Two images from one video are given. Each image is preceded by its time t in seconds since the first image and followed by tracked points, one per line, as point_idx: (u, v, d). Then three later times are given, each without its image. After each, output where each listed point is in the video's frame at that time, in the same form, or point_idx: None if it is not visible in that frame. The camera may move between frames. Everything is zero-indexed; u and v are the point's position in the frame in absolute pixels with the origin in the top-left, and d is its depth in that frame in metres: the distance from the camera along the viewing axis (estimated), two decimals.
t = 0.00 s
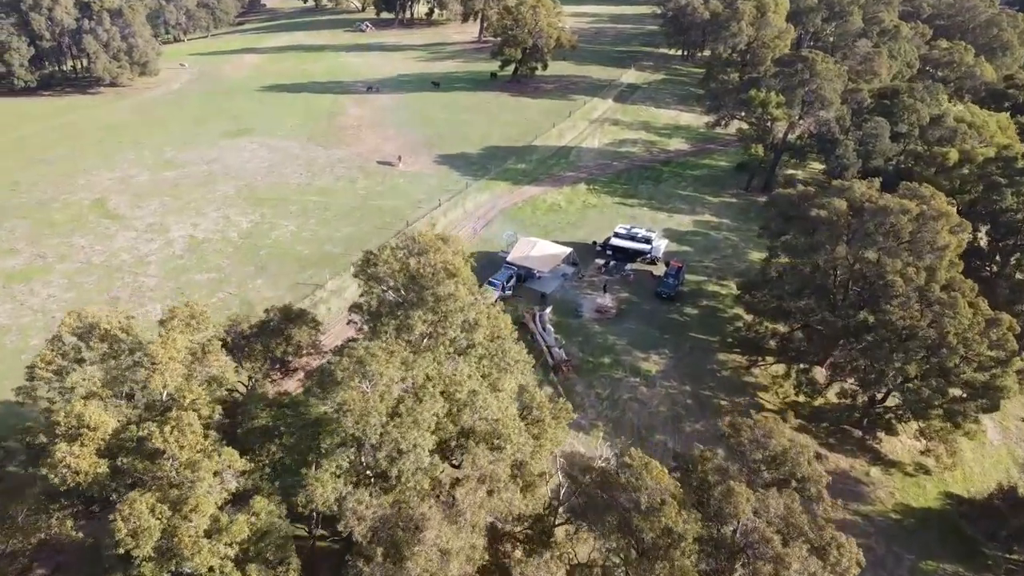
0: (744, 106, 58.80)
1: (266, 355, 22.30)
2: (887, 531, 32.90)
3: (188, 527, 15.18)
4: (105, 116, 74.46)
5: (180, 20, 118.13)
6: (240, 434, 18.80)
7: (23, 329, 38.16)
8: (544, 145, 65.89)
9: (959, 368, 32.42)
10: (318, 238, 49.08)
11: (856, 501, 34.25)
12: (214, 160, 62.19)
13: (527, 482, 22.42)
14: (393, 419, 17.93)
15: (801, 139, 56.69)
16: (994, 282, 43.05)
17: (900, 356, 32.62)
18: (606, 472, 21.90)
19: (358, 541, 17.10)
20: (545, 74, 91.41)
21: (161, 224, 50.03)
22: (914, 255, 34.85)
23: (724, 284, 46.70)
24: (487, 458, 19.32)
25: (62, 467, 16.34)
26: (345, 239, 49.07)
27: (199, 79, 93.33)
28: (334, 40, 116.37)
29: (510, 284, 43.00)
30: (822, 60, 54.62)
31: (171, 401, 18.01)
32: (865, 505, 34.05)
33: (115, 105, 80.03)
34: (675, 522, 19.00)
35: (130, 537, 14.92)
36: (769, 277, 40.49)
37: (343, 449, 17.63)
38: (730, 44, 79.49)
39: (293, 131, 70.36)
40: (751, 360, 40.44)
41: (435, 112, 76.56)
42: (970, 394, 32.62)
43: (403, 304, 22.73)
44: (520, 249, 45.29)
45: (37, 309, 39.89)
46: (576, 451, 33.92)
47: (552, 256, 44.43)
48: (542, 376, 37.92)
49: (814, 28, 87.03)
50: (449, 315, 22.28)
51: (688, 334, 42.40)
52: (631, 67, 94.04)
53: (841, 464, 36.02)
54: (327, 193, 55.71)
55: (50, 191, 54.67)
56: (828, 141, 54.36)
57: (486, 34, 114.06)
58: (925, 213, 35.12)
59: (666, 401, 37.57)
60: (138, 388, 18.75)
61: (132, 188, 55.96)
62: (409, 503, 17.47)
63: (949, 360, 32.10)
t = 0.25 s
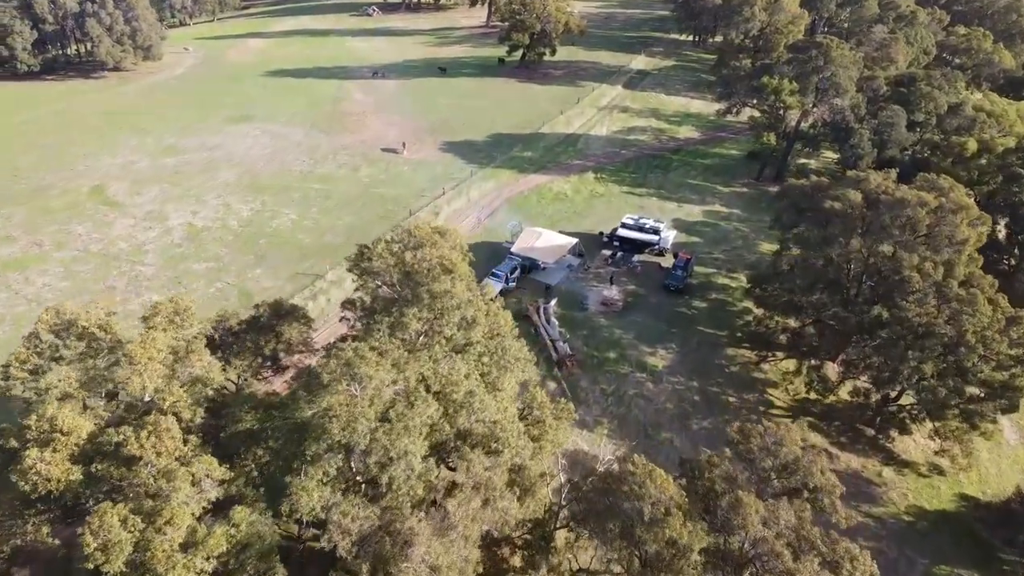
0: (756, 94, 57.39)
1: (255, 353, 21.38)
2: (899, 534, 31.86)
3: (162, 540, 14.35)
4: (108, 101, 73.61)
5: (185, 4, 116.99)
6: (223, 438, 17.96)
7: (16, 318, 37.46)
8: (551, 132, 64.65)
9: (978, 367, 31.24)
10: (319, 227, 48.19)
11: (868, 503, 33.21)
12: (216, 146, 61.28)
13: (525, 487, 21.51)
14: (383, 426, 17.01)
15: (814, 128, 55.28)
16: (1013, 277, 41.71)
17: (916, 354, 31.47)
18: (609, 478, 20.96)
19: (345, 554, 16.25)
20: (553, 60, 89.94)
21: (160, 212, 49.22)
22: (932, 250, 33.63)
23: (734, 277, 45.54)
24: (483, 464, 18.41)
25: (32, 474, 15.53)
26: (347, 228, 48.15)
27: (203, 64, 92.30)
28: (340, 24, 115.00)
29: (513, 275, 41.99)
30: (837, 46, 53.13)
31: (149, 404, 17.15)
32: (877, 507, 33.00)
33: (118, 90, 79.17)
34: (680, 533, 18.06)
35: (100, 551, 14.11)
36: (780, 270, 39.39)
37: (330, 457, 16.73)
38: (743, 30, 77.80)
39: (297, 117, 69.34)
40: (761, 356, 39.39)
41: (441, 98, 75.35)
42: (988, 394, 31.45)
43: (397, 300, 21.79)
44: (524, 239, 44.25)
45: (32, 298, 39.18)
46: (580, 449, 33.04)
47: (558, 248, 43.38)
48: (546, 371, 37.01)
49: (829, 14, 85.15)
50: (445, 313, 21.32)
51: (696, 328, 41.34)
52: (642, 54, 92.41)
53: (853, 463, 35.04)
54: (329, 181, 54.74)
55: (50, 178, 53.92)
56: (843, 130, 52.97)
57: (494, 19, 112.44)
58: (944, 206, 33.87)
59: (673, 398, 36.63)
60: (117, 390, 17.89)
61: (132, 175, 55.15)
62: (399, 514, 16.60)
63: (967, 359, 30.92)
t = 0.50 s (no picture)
0: (769, 81, 55.93)
1: (242, 352, 20.43)
2: (912, 539, 30.83)
3: (132, 558, 13.48)
4: (110, 86, 72.74)
5: None
6: (204, 444, 17.08)
7: (9, 309, 36.72)
8: (559, 120, 63.41)
9: (998, 367, 29.99)
10: (320, 216, 47.28)
11: (879, 505, 32.19)
12: (218, 132, 60.35)
13: (522, 495, 20.62)
14: (372, 436, 16.05)
15: (828, 116, 53.84)
16: None
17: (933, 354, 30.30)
18: (611, 486, 19.99)
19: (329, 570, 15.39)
20: (562, 46, 88.45)
21: (159, 199, 48.39)
22: (951, 245, 32.37)
23: (744, 270, 44.39)
24: (478, 475, 17.54)
25: None
26: (348, 217, 47.21)
27: (208, 49, 91.26)
28: (347, 8, 113.58)
29: (517, 268, 41.05)
30: (853, 32, 51.60)
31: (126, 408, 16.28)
32: (889, 510, 31.98)
33: (121, 74, 78.26)
34: (685, 547, 17.07)
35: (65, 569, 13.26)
36: (792, 264, 38.24)
37: (314, 467, 15.80)
38: (756, 16, 76.12)
39: (300, 103, 68.29)
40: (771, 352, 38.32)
41: (447, 84, 74.12)
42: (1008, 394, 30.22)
43: (390, 298, 20.82)
44: (529, 230, 43.20)
45: (26, 287, 38.45)
46: (583, 449, 32.14)
47: (563, 239, 42.32)
48: (549, 367, 36.10)
49: None
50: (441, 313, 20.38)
51: (705, 322, 40.29)
52: (652, 39, 90.79)
53: (865, 464, 34.02)
54: (332, 168, 53.77)
55: (49, 163, 53.14)
56: (857, 119, 51.57)
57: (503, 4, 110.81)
58: (964, 200, 32.58)
59: (679, 395, 35.67)
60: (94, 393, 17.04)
61: (132, 161, 54.31)
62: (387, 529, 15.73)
63: (987, 359, 29.70)
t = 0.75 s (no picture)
0: (782, 68, 54.46)
1: (227, 353, 19.50)
2: (924, 545, 29.82)
3: None
4: (112, 71, 71.79)
5: None
6: (182, 453, 16.22)
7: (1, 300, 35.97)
8: (566, 107, 62.14)
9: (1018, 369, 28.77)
10: (321, 205, 46.36)
11: (891, 510, 31.16)
12: (219, 119, 59.39)
13: (519, 503, 19.82)
14: (357, 448, 15.08)
15: (843, 106, 52.42)
16: None
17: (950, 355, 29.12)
18: (612, 498, 19.03)
19: None
20: (571, 32, 86.93)
21: (157, 187, 47.51)
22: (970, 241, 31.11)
23: (754, 264, 43.23)
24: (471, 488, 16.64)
25: None
26: (350, 207, 46.25)
27: (212, 33, 90.16)
28: None
29: (521, 261, 40.10)
30: (870, 18, 50.04)
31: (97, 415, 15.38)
32: (901, 515, 30.94)
33: (123, 59, 77.27)
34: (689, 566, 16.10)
35: None
36: (804, 258, 37.06)
37: (296, 481, 14.88)
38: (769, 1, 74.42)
39: (304, 89, 67.22)
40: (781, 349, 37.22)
41: (453, 71, 72.87)
42: None
43: (382, 297, 19.81)
44: (534, 222, 42.12)
45: (19, 278, 37.70)
46: (586, 449, 31.23)
47: (569, 231, 41.22)
48: (552, 364, 35.15)
49: None
50: (435, 313, 19.38)
51: (713, 317, 39.21)
52: (663, 25, 89.14)
53: (877, 466, 32.99)
54: (334, 156, 52.77)
55: (47, 150, 52.30)
56: (873, 109, 50.27)
57: None
58: (985, 194, 31.27)
59: (686, 394, 34.67)
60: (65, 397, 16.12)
61: (131, 147, 53.41)
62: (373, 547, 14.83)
63: (1007, 361, 28.51)
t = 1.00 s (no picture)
0: (795, 56, 53.00)
1: (208, 355, 18.71)
2: (938, 552, 28.80)
3: None
4: (113, 55, 70.82)
5: None
6: (156, 463, 15.34)
7: None
8: (574, 95, 60.87)
9: None
10: (321, 195, 45.41)
11: (903, 515, 30.13)
12: (220, 105, 58.42)
13: (516, 514, 18.97)
14: (339, 463, 14.12)
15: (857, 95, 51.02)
16: None
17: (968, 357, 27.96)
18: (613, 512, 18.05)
19: None
20: (580, 18, 85.41)
21: (155, 175, 46.64)
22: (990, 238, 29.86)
23: (764, 258, 42.09)
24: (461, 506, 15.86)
25: None
26: (351, 197, 45.27)
27: (216, 18, 88.99)
28: None
29: (524, 253, 39.10)
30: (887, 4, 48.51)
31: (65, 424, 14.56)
32: (914, 521, 29.90)
33: (125, 43, 76.27)
34: None
35: None
36: (816, 253, 35.91)
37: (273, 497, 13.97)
38: None
39: (307, 76, 66.13)
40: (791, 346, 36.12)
41: (459, 57, 71.61)
42: None
43: (373, 297, 18.78)
44: (538, 213, 41.07)
45: (11, 268, 36.92)
46: (589, 449, 30.29)
47: (574, 223, 40.17)
48: (555, 360, 34.20)
49: None
50: (427, 315, 18.39)
51: (721, 313, 38.15)
52: (673, 11, 87.51)
53: (889, 470, 31.95)
54: (336, 144, 51.75)
55: (44, 136, 51.45)
56: (889, 98, 49.08)
57: None
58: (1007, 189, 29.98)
59: (692, 392, 33.66)
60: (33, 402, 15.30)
61: (130, 134, 52.52)
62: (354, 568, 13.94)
63: None
